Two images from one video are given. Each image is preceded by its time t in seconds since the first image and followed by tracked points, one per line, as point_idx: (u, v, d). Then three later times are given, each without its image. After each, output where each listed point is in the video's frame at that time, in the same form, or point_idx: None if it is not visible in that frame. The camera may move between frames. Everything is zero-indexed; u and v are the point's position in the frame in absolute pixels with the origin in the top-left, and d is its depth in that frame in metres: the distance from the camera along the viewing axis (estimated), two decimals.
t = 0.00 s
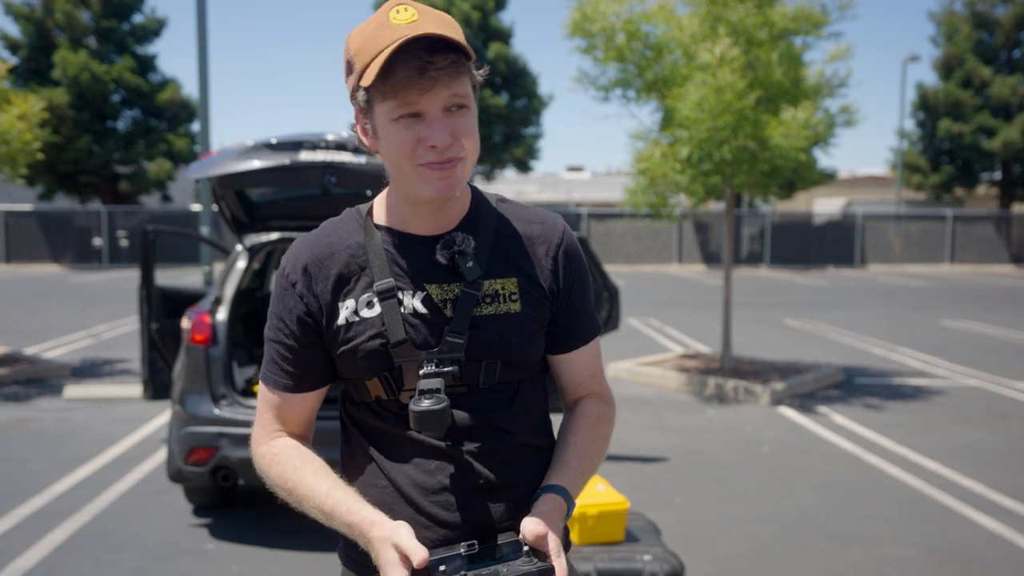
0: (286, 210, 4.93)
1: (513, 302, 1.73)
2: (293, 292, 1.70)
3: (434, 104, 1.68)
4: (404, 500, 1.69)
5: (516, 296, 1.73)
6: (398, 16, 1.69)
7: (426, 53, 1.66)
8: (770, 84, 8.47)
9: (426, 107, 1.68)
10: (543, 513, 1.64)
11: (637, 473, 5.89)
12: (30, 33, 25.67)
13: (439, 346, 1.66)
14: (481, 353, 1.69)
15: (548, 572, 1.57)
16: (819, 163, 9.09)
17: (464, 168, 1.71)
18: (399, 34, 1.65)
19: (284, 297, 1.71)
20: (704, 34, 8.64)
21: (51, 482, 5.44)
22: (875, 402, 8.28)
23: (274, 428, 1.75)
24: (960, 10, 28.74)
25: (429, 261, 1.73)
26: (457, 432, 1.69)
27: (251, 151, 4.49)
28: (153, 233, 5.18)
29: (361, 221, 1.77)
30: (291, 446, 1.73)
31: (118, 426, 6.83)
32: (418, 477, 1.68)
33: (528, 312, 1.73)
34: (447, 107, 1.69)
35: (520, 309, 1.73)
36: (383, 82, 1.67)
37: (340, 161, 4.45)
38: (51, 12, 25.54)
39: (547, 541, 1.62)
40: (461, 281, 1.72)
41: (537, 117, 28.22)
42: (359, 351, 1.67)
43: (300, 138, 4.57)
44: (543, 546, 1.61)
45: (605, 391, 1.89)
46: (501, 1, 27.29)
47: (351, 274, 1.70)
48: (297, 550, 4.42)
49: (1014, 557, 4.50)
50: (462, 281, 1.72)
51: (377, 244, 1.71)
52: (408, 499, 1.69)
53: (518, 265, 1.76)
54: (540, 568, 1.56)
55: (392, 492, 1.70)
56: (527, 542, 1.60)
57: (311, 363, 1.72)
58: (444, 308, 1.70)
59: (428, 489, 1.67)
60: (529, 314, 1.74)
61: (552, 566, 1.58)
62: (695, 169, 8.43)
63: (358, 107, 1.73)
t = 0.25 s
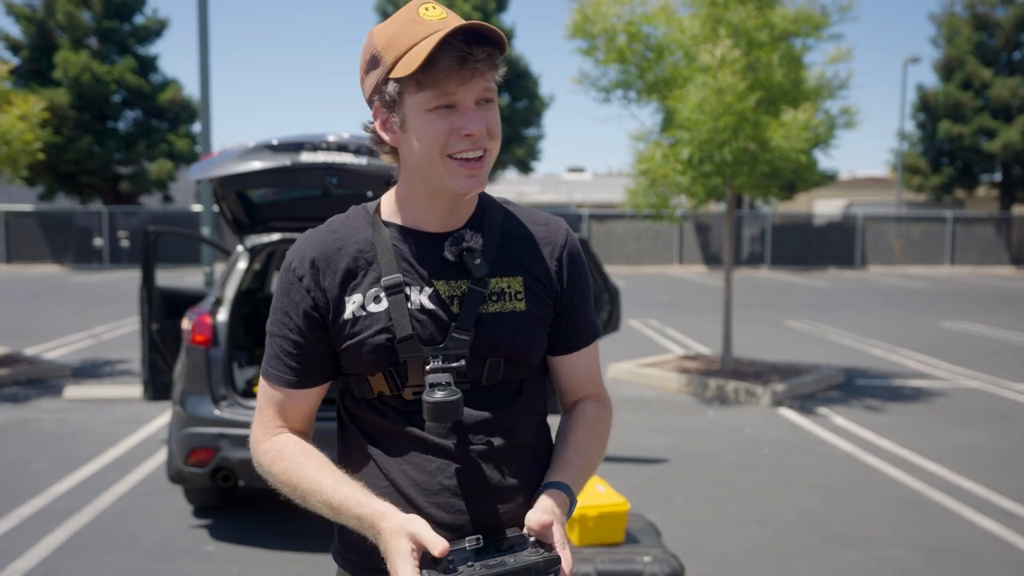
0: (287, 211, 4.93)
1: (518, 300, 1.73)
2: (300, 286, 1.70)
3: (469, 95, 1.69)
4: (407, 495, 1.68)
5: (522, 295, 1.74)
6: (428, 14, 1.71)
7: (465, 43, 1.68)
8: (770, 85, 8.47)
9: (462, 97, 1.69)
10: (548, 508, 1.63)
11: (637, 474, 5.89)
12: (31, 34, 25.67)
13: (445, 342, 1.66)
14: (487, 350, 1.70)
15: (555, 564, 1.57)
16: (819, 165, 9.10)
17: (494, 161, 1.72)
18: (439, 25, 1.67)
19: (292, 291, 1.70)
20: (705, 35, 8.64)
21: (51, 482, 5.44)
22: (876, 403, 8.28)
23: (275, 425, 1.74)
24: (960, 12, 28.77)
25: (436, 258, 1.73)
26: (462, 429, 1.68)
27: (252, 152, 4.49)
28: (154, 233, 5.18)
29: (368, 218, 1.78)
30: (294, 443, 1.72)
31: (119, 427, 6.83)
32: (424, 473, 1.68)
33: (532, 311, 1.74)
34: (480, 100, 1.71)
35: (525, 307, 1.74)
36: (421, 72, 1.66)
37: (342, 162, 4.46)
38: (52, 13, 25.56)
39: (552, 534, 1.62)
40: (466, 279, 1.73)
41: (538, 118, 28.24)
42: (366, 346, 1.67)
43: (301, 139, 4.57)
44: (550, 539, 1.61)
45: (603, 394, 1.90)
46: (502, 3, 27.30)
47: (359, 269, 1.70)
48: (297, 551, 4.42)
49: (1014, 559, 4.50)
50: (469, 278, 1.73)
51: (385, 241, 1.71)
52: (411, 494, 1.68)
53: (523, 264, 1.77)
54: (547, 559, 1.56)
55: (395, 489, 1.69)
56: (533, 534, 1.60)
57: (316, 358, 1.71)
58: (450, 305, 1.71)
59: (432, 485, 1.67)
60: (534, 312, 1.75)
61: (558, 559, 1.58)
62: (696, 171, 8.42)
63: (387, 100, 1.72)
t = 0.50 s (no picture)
0: (287, 213, 4.93)
1: (519, 301, 1.74)
2: (304, 285, 1.70)
3: (481, 98, 1.71)
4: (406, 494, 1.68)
5: (523, 295, 1.75)
6: (439, 20, 1.72)
7: (477, 49, 1.70)
8: (770, 87, 8.48)
9: (474, 100, 1.70)
10: (550, 507, 1.64)
11: (638, 476, 5.89)
12: (32, 36, 25.70)
13: (447, 341, 1.67)
14: (488, 350, 1.70)
15: (556, 563, 1.57)
16: (819, 166, 9.10)
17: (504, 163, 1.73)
18: (451, 30, 1.69)
19: (295, 289, 1.70)
20: (705, 37, 8.65)
21: (52, 484, 5.44)
22: (876, 405, 8.28)
23: (274, 425, 1.73)
24: (961, 14, 28.80)
25: (438, 258, 1.74)
26: (463, 428, 1.68)
27: (252, 155, 4.49)
28: (154, 236, 5.18)
29: (371, 219, 1.78)
30: (294, 443, 1.72)
31: (119, 430, 6.84)
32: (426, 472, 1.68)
33: (533, 312, 1.75)
34: (491, 103, 1.73)
35: (525, 308, 1.75)
36: (435, 76, 1.68)
37: (343, 164, 4.46)
38: (53, 15, 25.60)
39: (553, 532, 1.63)
40: (469, 279, 1.73)
41: (538, 120, 28.26)
42: (369, 345, 1.67)
43: (301, 142, 4.57)
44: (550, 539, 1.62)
45: (598, 397, 1.90)
46: (502, 5, 27.32)
47: (362, 269, 1.71)
48: (298, 554, 4.42)
49: (1014, 561, 4.50)
50: (471, 278, 1.73)
51: (389, 241, 1.72)
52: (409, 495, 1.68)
53: (524, 265, 1.77)
54: (549, 557, 1.56)
55: (394, 488, 1.69)
56: (534, 534, 1.61)
57: (317, 358, 1.71)
58: (453, 305, 1.71)
59: (433, 484, 1.67)
60: (534, 313, 1.75)
61: (559, 557, 1.58)
62: (696, 172, 8.42)
63: (399, 103, 1.72)
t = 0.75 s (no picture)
0: (287, 216, 4.93)
1: (515, 301, 1.74)
2: (301, 290, 1.70)
3: (473, 108, 1.71)
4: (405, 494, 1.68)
5: (518, 295, 1.75)
6: (434, 29, 1.73)
7: (471, 58, 1.70)
8: (771, 90, 8.48)
9: (467, 109, 1.70)
10: (547, 504, 1.64)
11: (638, 479, 5.89)
12: (32, 38, 25.72)
13: (444, 341, 1.67)
14: (485, 350, 1.70)
15: (554, 558, 1.58)
16: (820, 168, 9.11)
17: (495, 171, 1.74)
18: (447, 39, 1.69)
19: (291, 294, 1.70)
20: (706, 40, 8.65)
21: (52, 487, 5.44)
22: (876, 407, 8.28)
23: (273, 429, 1.73)
24: (961, 17, 28.82)
25: (434, 260, 1.74)
26: (460, 428, 1.68)
27: (252, 158, 4.50)
28: (154, 238, 5.18)
29: (366, 224, 1.78)
30: (293, 446, 1.72)
31: (119, 432, 6.84)
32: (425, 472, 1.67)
33: (528, 312, 1.75)
34: (483, 111, 1.74)
35: (521, 308, 1.75)
36: (429, 83, 1.68)
37: (343, 167, 4.46)
38: (54, 17, 25.63)
39: (551, 529, 1.64)
40: (465, 280, 1.73)
41: (539, 122, 28.27)
42: (366, 347, 1.67)
43: (301, 145, 4.58)
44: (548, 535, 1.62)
45: (595, 396, 1.90)
46: (503, 7, 27.32)
47: (359, 272, 1.71)
48: (298, 556, 4.42)
49: (1015, 563, 4.49)
50: (466, 279, 1.73)
51: (384, 245, 1.72)
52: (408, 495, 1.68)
53: (519, 266, 1.78)
54: (548, 552, 1.56)
55: (393, 488, 1.69)
56: (533, 529, 1.61)
57: (315, 362, 1.71)
58: (449, 305, 1.71)
59: (431, 484, 1.67)
60: (530, 313, 1.76)
61: (557, 553, 1.58)
62: (696, 175, 8.43)
63: (391, 109, 1.72)
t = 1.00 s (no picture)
0: (287, 216, 4.93)
1: (510, 300, 1.74)
2: (296, 293, 1.70)
3: (457, 110, 1.71)
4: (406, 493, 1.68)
5: (513, 294, 1.74)
6: (422, 32, 1.72)
7: (453, 61, 1.69)
8: (770, 90, 8.48)
9: (450, 112, 1.70)
10: (543, 502, 1.64)
11: (637, 479, 5.89)
12: (31, 38, 25.72)
13: (439, 341, 1.66)
14: (480, 350, 1.70)
15: (549, 555, 1.57)
16: (819, 169, 9.11)
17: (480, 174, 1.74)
18: (428, 43, 1.69)
19: (287, 298, 1.71)
20: (705, 40, 8.65)
21: (52, 488, 5.44)
22: (876, 408, 8.28)
23: (273, 431, 1.73)
24: (960, 17, 28.83)
25: (430, 260, 1.74)
26: (456, 428, 1.68)
27: (252, 158, 4.50)
28: (154, 239, 5.17)
29: (361, 227, 1.78)
30: (292, 447, 1.72)
31: (119, 433, 6.84)
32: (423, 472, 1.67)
33: (524, 310, 1.75)
34: (471, 114, 1.73)
35: (516, 306, 1.74)
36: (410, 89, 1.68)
37: (343, 167, 4.46)
38: (53, 17, 25.63)
39: (547, 526, 1.63)
40: (459, 280, 1.73)
41: (539, 123, 28.29)
42: (361, 348, 1.67)
43: (302, 145, 4.58)
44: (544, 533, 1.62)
45: (594, 394, 1.90)
46: (503, 8, 27.33)
47: (353, 274, 1.71)
48: (298, 557, 4.42)
49: (1015, 563, 4.49)
50: (462, 279, 1.73)
51: (378, 246, 1.72)
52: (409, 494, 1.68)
53: (514, 265, 1.77)
54: (542, 550, 1.56)
55: (391, 487, 1.69)
56: (528, 527, 1.62)
57: (311, 364, 1.72)
58: (444, 305, 1.71)
59: (427, 484, 1.66)
60: (525, 312, 1.75)
61: (552, 550, 1.58)
62: (696, 175, 8.43)
63: (377, 113, 1.74)
